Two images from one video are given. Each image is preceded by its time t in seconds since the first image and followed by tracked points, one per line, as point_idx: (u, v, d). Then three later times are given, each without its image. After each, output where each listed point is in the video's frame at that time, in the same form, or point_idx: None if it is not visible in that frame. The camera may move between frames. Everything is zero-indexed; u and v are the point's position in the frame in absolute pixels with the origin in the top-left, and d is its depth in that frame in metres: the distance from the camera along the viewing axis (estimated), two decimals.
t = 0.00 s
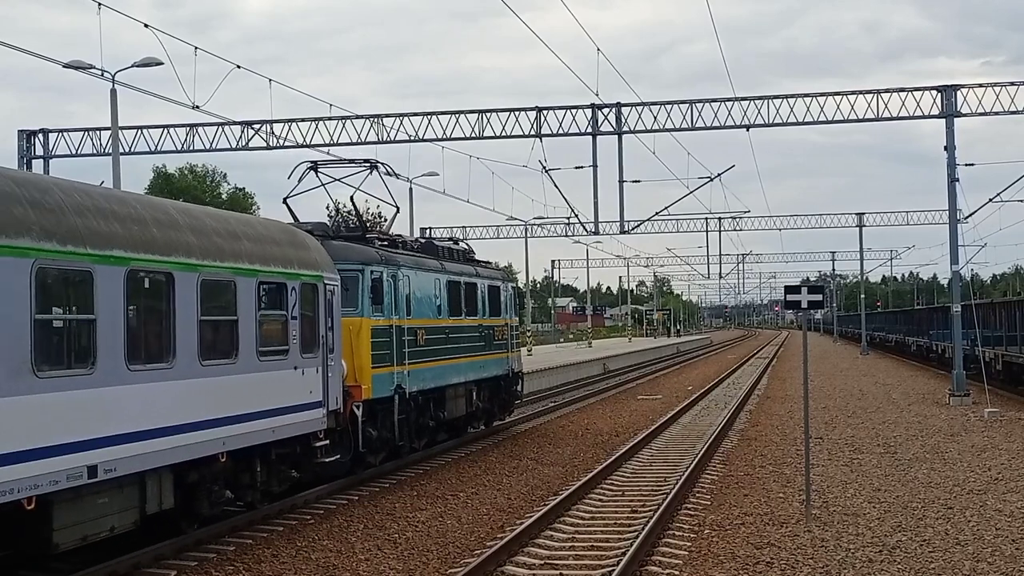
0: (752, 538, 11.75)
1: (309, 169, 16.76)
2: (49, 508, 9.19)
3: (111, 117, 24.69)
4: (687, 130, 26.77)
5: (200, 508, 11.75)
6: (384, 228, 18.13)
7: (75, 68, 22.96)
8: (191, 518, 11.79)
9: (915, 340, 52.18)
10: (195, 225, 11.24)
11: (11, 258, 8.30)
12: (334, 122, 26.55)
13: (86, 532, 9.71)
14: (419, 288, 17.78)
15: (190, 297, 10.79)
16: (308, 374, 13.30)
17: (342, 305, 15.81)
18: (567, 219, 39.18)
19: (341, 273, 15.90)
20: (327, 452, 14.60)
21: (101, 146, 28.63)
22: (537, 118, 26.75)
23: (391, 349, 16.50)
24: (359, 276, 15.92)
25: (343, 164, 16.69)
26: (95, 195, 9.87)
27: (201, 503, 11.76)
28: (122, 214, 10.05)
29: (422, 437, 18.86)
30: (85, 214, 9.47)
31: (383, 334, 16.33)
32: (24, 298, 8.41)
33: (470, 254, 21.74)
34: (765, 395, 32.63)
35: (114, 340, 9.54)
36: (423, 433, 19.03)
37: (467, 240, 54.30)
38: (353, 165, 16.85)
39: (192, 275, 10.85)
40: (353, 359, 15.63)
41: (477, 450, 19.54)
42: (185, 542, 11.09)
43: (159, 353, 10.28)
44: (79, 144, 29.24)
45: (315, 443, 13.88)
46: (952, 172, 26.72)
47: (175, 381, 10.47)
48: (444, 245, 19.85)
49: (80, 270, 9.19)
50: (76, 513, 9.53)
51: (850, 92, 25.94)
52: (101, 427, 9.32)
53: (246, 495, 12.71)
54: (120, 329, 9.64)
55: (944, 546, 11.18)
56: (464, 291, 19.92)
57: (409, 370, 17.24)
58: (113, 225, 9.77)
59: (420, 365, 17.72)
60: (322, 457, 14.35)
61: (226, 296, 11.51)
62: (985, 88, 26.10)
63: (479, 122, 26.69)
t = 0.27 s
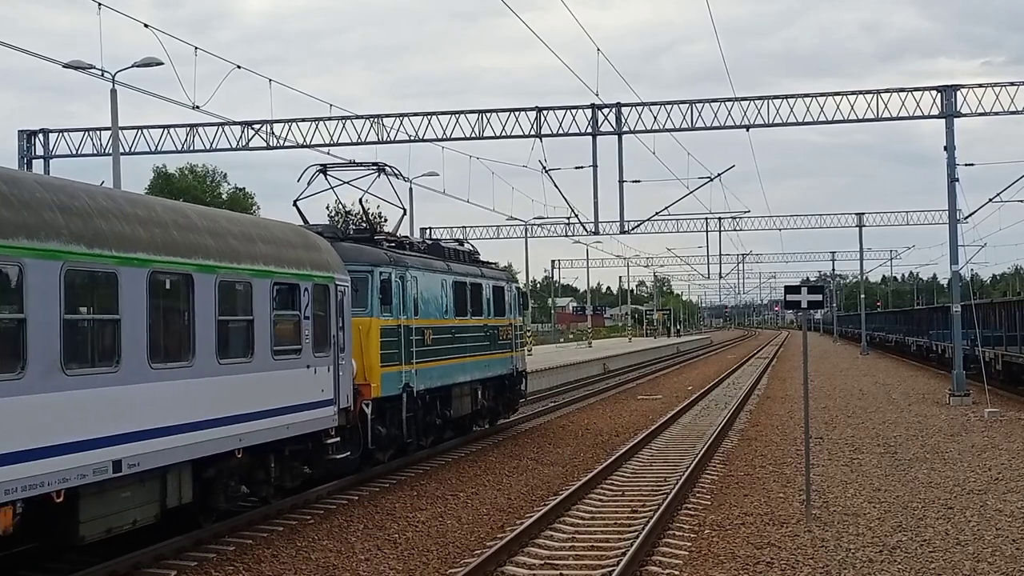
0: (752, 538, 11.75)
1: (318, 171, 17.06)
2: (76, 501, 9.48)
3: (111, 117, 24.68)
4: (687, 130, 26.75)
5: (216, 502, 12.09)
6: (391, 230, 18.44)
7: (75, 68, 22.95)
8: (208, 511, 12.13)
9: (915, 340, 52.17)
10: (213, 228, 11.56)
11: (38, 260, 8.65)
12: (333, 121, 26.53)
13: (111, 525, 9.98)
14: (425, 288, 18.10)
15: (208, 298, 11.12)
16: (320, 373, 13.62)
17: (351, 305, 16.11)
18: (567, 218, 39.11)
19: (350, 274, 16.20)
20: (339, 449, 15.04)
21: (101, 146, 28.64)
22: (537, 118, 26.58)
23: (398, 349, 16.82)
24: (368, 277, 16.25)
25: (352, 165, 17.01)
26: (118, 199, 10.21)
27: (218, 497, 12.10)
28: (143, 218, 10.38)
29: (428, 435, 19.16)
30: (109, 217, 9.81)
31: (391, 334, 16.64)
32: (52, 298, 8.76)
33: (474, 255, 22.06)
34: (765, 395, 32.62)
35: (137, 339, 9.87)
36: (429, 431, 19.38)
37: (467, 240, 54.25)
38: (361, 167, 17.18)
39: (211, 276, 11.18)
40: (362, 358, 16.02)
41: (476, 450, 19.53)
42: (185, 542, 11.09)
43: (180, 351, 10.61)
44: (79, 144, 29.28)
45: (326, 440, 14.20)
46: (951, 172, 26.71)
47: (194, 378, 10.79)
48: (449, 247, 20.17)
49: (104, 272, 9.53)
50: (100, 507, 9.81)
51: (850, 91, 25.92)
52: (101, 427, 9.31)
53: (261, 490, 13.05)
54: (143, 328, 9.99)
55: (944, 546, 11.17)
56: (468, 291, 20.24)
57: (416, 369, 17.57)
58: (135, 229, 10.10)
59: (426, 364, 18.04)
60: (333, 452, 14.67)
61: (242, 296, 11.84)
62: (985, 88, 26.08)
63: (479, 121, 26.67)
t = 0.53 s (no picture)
0: (752, 538, 11.75)
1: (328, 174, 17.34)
2: (101, 494, 9.86)
3: (111, 117, 24.68)
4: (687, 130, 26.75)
5: (232, 498, 12.47)
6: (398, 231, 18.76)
7: (75, 68, 22.95)
8: (224, 507, 12.50)
9: (915, 340, 52.21)
10: (231, 231, 11.91)
11: (66, 262, 9.01)
12: (334, 122, 26.54)
13: (133, 518, 10.35)
14: (432, 289, 18.42)
15: (226, 299, 11.47)
16: (332, 371, 13.97)
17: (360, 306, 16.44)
18: (566, 218, 39.08)
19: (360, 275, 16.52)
20: (350, 447, 15.44)
21: (101, 146, 28.69)
22: (536, 118, 26.69)
23: (406, 348, 17.17)
24: (377, 278, 16.54)
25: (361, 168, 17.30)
26: (139, 202, 10.54)
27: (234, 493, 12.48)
28: (163, 221, 10.71)
29: (434, 433, 19.49)
30: (133, 221, 10.17)
31: (399, 334, 16.98)
32: (79, 298, 9.12)
33: (479, 255, 22.39)
34: (765, 395, 32.64)
35: (158, 340, 10.24)
36: (437, 429, 19.70)
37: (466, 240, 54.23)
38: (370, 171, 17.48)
39: (228, 278, 11.54)
40: (371, 358, 16.37)
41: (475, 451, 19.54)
42: (184, 542, 11.09)
43: (199, 351, 10.95)
44: (79, 144, 29.21)
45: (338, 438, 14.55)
46: (951, 172, 26.72)
47: (211, 376, 11.12)
48: (455, 248, 20.49)
49: (128, 274, 9.87)
50: (123, 501, 10.17)
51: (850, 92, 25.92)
52: (100, 427, 9.34)
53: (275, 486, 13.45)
54: (164, 329, 10.35)
55: (944, 546, 11.18)
56: (474, 292, 20.56)
57: (423, 368, 17.91)
58: (156, 231, 10.43)
59: (433, 363, 18.40)
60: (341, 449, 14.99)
61: (258, 297, 12.18)
62: (985, 89, 26.08)
63: (479, 121, 26.61)
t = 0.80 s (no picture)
0: (752, 538, 11.75)
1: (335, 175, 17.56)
2: (125, 488, 10.17)
3: (111, 117, 24.67)
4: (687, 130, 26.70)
5: (248, 492, 12.79)
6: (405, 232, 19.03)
7: (75, 68, 22.94)
8: (240, 501, 12.82)
9: (915, 340, 52.21)
10: (246, 233, 12.23)
11: (92, 264, 9.33)
12: (333, 122, 26.53)
13: (153, 512, 10.66)
14: (439, 290, 18.71)
15: (242, 300, 11.79)
16: (342, 370, 14.29)
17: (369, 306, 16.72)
18: (566, 218, 39.01)
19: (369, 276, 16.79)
20: (359, 444, 15.78)
21: (101, 146, 28.73)
22: (537, 118, 26.29)
23: (414, 348, 17.46)
24: (385, 278, 16.77)
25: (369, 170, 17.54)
26: (160, 206, 10.88)
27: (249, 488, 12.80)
28: (183, 224, 11.04)
29: (441, 431, 19.78)
30: (153, 224, 10.50)
31: (407, 333, 17.26)
32: (103, 299, 9.43)
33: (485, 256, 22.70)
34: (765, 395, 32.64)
35: (177, 340, 10.57)
36: (443, 427, 19.99)
37: (466, 240, 54.15)
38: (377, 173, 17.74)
39: (244, 279, 11.86)
40: (379, 357, 16.60)
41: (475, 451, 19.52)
42: (184, 542, 11.08)
43: (216, 350, 11.27)
44: (78, 144, 28.63)
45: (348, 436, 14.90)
46: (951, 172, 26.70)
47: (228, 375, 11.45)
48: (461, 249, 20.78)
49: (148, 275, 10.19)
50: (144, 495, 10.48)
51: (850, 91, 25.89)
52: (98, 427, 9.33)
53: (288, 482, 13.73)
54: (183, 329, 10.67)
55: (944, 546, 11.18)
56: (480, 292, 20.86)
57: (430, 367, 18.19)
58: (176, 235, 10.77)
59: (440, 362, 18.67)
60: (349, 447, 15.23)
61: (272, 297, 12.50)
62: (985, 88, 26.05)
63: (479, 121, 26.25)
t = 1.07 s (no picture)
0: (752, 538, 11.75)
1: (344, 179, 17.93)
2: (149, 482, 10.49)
3: (111, 117, 24.67)
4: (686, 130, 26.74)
5: (263, 488, 13.24)
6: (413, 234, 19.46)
7: (75, 68, 22.95)
8: (256, 496, 13.26)
9: (915, 340, 52.22)
10: (261, 235, 12.66)
11: (119, 266, 9.74)
12: (333, 121, 26.51)
13: (175, 505, 10.95)
14: (446, 290, 19.14)
15: (258, 301, 12.21)
16: (353, 368, 14.75)
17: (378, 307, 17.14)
18: (566, 218, 38.97)
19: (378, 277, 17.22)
20: (369, 440, 16.21)
21: (101, 146, 28.77)
22: (537, 117, 26.65)
23: (422, 347, 17.89)
24: (394, 279, 17.25)
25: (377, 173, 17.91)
26: (181, 209, 11.30)
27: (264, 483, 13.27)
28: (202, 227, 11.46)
29: (448, 429, 20.18)
30: (175, 227, 10.92)
31: (415, 333, 17.69)
32: (129, 299, 9.81)
33: (490, 257, 23.13)
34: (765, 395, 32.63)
35: (199, 339, 10.98)
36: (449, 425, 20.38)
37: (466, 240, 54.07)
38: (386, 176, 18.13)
39: (260, 280, 12.29)
40: (388, 357, 17.06)
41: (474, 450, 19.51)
42: (184, 542, 11.08)
43: (234, 349, 11.68)
44: (80, 144, 29.23)
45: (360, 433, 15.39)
46: (951, 172, 26.71)
47: (245, 372, 11.87)
48: (467, 250, 21.20)
49: (172, 276, 10.61)
50: (166, 488, 10.79)
51: (850, 91, 25.89)
52: (98, 427, 9.33)
53: (302, 478, 14.14)
54: (203, 328, 11.06)
55: (944, 546, 11.18)
56: (485, 293, 21.29)
57: (438, 366, 18.63)
58: (196, 237, 11.19)
59: (447, 361, 19.11)
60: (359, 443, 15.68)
61: (286, 297, 12.92)
62: (985, 88, 26.05)
63: (479, 121, 26.61)
